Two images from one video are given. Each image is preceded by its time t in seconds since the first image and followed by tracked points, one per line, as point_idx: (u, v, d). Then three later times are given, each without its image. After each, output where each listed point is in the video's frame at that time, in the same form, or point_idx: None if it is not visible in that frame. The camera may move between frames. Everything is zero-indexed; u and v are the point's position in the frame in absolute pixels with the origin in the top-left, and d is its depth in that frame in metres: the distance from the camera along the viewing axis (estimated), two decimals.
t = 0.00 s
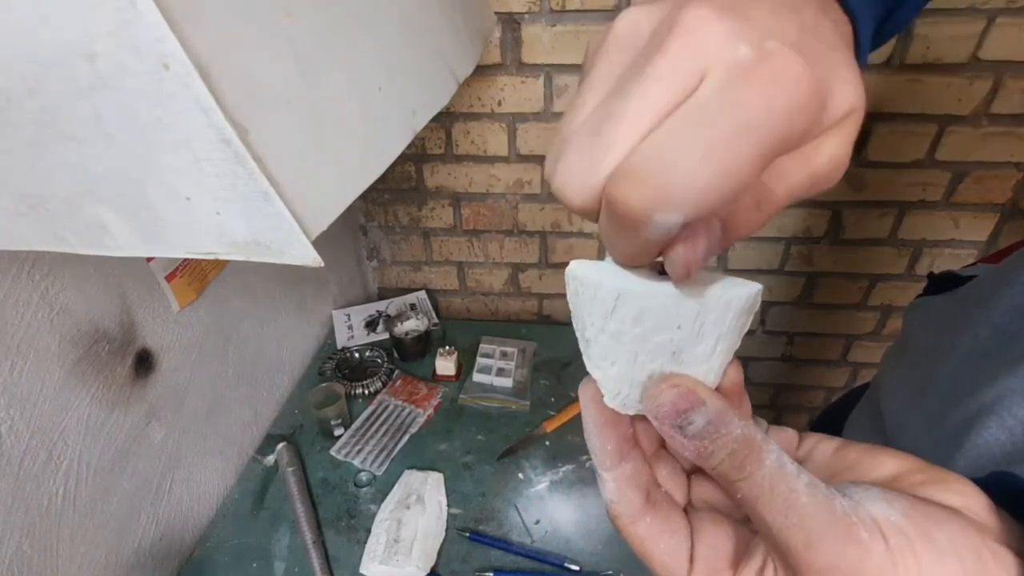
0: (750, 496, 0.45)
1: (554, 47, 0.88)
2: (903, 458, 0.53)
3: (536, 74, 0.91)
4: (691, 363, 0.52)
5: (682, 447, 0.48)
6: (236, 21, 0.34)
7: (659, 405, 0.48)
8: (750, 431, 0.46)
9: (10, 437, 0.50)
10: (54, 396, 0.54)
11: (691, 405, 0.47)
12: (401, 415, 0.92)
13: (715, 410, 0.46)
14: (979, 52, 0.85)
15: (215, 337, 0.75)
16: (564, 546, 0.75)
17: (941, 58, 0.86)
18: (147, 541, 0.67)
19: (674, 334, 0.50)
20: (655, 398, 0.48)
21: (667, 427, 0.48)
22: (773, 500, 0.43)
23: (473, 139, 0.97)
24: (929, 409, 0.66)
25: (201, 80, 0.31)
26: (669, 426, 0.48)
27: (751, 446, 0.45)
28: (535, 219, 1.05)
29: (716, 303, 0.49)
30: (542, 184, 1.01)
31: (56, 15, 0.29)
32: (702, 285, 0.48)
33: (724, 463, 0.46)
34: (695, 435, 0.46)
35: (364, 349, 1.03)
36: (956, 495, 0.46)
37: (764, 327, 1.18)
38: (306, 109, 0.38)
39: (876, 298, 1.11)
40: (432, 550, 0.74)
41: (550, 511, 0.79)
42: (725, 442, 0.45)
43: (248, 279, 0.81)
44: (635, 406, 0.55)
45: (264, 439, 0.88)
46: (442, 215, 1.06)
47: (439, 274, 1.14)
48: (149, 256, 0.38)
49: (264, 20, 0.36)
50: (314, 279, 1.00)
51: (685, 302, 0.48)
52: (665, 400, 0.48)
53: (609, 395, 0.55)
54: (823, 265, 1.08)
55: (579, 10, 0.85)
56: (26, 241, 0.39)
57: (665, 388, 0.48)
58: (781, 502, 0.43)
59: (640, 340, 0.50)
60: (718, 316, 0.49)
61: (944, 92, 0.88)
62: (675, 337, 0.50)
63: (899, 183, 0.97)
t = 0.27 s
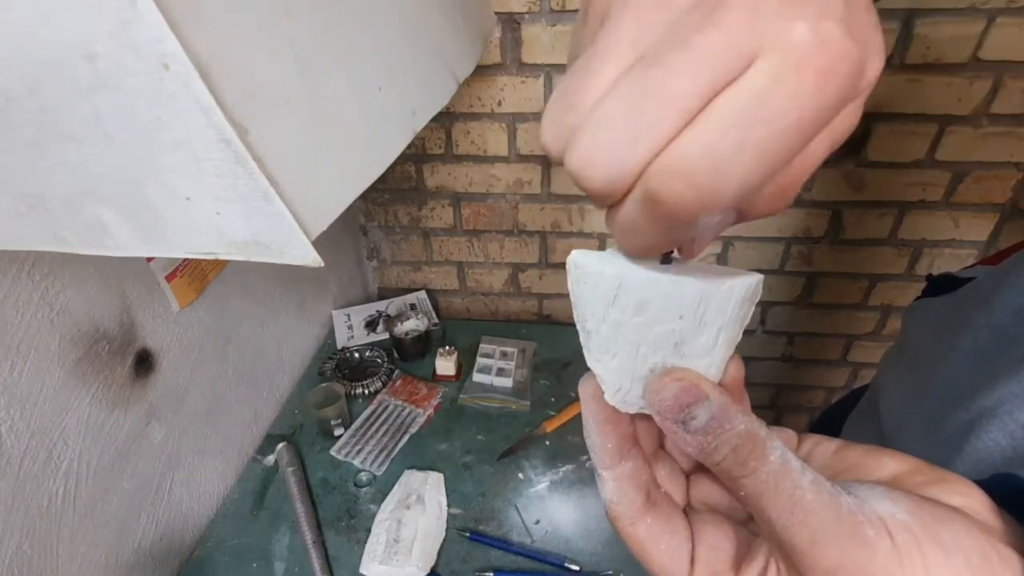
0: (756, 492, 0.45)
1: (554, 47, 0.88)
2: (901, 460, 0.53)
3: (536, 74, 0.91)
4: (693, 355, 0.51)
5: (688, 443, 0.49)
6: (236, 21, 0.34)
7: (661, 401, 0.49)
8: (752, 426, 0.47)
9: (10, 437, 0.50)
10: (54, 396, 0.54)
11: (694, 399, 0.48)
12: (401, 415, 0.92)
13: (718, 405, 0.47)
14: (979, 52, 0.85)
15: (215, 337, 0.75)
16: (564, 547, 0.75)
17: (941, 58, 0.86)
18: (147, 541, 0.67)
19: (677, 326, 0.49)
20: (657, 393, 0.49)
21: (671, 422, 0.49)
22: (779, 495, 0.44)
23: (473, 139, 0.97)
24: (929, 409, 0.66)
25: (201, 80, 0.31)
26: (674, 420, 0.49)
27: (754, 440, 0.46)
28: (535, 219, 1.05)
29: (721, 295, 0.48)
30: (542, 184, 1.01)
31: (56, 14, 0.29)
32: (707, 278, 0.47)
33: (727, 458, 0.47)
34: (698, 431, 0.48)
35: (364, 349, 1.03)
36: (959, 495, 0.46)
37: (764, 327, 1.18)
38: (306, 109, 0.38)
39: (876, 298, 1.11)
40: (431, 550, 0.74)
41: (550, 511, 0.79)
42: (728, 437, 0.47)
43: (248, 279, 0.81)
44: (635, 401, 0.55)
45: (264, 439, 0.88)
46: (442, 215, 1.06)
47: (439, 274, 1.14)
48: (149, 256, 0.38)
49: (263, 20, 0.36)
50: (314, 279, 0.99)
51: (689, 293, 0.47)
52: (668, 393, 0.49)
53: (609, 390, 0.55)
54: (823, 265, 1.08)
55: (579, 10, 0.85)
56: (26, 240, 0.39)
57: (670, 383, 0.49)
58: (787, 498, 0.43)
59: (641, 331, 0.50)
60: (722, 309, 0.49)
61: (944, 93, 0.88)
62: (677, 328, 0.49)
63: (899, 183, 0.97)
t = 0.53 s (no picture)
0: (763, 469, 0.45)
1: (554, 47, 0.88)
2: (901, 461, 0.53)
3: (536, 74, 0.91)
4: (701, 335, 0.51)
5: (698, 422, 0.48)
6: (235, 20, 0.34)
7: (670, 379, 0.48)
8: (761, 403, 0.46)
9: (10, 437, 0.50)
10: (54, 396, 0.54)
11: (701, 377, 0.47)
12: (401, 415, 0.92)
13: (726, 382, 0.47)
14: (979, 52, 0.85)
15: (216, 337, 0.75)
16: (564, 546, 0.75)
17: (941, 58, 0.86)
18: (147, 541, 0.67)
19: (684, 305, 0.49)
20: (666, 371, 0.48)
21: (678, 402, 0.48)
22: (787, 470, 0.43)
23: (473, 139, 0.97)
24: (928, 410, 0.66)
25: (201, 80, 0.31)
26: (682, 400, 0.48)
27: (762, 417, 0.45)
28: (535, 220, 1.05)
29: (728, 272, 0.47)
30: (542, 184, 1.01)
31: (56, 14, 0.29)
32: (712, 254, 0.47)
33: (736, 435, 0.46)
34: (706, 409, 0.47)
35: (364, 349, 1.03)
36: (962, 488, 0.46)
37: (764, 327, 1.18)
38: (306, 110, 0.38)
39: (876, 298, 1.11)
40: (432, 550, 0.74)
41: (550, 511, 0.79)
42: (737, 414, 0.46)
43: (248, 279, 0.81)
44: (645, 386, 0.55)
45: (264, 439, 0.88)
46: (442, 215, 1.06)
47: (439, 274, 1.14)
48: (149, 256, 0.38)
49: (263, 19, 0.36)
50: (314, 279, 0.99)
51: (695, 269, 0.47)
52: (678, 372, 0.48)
53: (619, 375, 0.54)
54: (823, 265, 1.08)
55: (579, 10, 0.85)
56: (26, 241, 0.39)
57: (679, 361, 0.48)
58: (796, 473, 0.43)
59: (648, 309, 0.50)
60: (730, 287, 0.48)
61: (944, 93, 0.88)
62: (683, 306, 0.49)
63: (899, 183, 0.97)
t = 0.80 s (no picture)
0: (774, 459, 0.45)
1: (554, 47, 0.88)
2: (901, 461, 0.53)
3: (536, 74, 0.91)
4: (708, 326, 0.52)
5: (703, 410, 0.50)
6: (235, 20, 0.34)
7: (680, 373, 0.50)
8: (771, 395, 0.47)
9: (10, 437, 0.50)
10: (54, 396, 0.54)
11: (710, 369, 0.49)
12: (401, 415, 0.92)
13: (734, 375, 0.48)
14: (979, 52, 0.85)
15: (216, 337, 0.75)
16: (564, 546, 0.75)
17: (941, 58, 0.86)
18: (147, 540, 0.67)
19: (694, 296, 0.50)
20: (676, 365, 0.50)
21: (689, 396, 0.50)
22: (801, 456, 0.43)
23: (473, 139, 0.97)
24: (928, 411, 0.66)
25: (202, 80, 0.31)
26: (689, 393, 0.50)
27: (773, 406, 0.46)
28: (535, 219, 1.05)
29: (736, 265, 0.48)
30: (542, 184, 1.01)
31: (57, 14, 0.29)
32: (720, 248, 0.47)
33: (749, 426, 0.47)
34: (716, 400, 0.49)
35: (364, 349, 1.03)
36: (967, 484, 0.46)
37: (764, 327, 1.18)
38: (306, 110, 0.38)
39: (876, 298, 1.11)
40: (432, 550, 0.74)
41: (550, 511, 0.79)
42: (748, 403, 0.47)
43: (248, 279, 0.81)
44: (653, 378, 0.55)
45: (264, 439, 0.88)
46: (442, 215, 1.06)
47: (439, 274, 1.14)
48: (149, 256, 0.38)
49: (263, 19, 0.36)
50: (314, 279, 0.99)
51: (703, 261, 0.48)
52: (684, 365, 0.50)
53: (627, 368, 0.54)
54: (823, 265, 1.08)
55: (579, 10, 0.85)
56: (26, 241, 0.39)
57: (686, 353, 0.50)
58: (810, 460, 0.43)
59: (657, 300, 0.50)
60: (738, 280, 0.49)
61: (944, 93, 0.88)
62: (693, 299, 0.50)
63: (899, 183, 0.97)
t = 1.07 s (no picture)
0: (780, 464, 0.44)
1: (554, 47, 0.88)
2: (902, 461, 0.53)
3: (536, 74, 0.91)
4: (705, 335, 0.51)
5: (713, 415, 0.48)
6: (235, 20, 0.34)
7: (681, 379, 0.49)
8: (774, 397, 0.46)
9: (10, 437, 0.50)
10: (54, 396, 0.54)
11: (711, 373, 0.48)
12: (401, 415, 0.92)
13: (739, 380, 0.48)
14: (979, 52, 0.85)
15: (216, 336, 0.75)
16: (564, 547, 0.75)
17: (941, 58, 0.86)
18: (147, 541, 0.67)
19: (683, 303, 0.50)
20: (677, 371, 0.50)
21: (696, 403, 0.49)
22: (806, 455, 0.43)
23: (473, 139, 0.97)
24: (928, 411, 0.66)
25: (202, 80, 0.31)
26: (694, 400, 0.49)
27: (776, 408, 0.46)
28: (535, 220, 1.05)
29: (717, 270, 0.48)
30: (542, 184, 1.01)
31: (57, 14, 0.29)
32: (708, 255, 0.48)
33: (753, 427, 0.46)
34: (720, 405, 0.47)
35: (364, 349, 1.03)
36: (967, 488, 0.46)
37: (764, 327, 1.18)
38: (306, 110, 0.38)
39: (876, 298, 1.11)
40: (431, 550, 0.74)
41: (550, 511, 0.79)
42: (752, 405, 0.46)
43: (248, 279, 0.81)
44: (657, 393, 0.54)
45: (264, 439, 0.88)
46: (442, 215, 1.06)
47: (439, 274, 1.14)
48: (149, 256, 0.38)
49: (263, 19, 0.36)
50: (314, 279, 0.99)
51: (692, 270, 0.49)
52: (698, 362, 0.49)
53: (630, 381, 0.54)
54: (823, 265, 1.08)
55: (579, 10, 0.85)
56: (26, 241, 0.39)
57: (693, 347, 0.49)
58: (816, 459, 0.43)
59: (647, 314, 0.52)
60: (722, 288, 0.49)
61: (944, 92, 0.88)
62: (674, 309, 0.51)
63: (899, 183, 0.97)
